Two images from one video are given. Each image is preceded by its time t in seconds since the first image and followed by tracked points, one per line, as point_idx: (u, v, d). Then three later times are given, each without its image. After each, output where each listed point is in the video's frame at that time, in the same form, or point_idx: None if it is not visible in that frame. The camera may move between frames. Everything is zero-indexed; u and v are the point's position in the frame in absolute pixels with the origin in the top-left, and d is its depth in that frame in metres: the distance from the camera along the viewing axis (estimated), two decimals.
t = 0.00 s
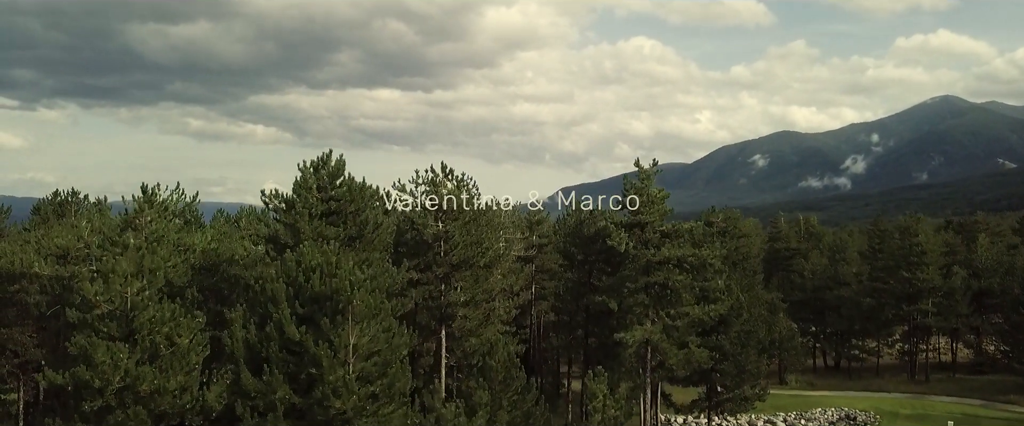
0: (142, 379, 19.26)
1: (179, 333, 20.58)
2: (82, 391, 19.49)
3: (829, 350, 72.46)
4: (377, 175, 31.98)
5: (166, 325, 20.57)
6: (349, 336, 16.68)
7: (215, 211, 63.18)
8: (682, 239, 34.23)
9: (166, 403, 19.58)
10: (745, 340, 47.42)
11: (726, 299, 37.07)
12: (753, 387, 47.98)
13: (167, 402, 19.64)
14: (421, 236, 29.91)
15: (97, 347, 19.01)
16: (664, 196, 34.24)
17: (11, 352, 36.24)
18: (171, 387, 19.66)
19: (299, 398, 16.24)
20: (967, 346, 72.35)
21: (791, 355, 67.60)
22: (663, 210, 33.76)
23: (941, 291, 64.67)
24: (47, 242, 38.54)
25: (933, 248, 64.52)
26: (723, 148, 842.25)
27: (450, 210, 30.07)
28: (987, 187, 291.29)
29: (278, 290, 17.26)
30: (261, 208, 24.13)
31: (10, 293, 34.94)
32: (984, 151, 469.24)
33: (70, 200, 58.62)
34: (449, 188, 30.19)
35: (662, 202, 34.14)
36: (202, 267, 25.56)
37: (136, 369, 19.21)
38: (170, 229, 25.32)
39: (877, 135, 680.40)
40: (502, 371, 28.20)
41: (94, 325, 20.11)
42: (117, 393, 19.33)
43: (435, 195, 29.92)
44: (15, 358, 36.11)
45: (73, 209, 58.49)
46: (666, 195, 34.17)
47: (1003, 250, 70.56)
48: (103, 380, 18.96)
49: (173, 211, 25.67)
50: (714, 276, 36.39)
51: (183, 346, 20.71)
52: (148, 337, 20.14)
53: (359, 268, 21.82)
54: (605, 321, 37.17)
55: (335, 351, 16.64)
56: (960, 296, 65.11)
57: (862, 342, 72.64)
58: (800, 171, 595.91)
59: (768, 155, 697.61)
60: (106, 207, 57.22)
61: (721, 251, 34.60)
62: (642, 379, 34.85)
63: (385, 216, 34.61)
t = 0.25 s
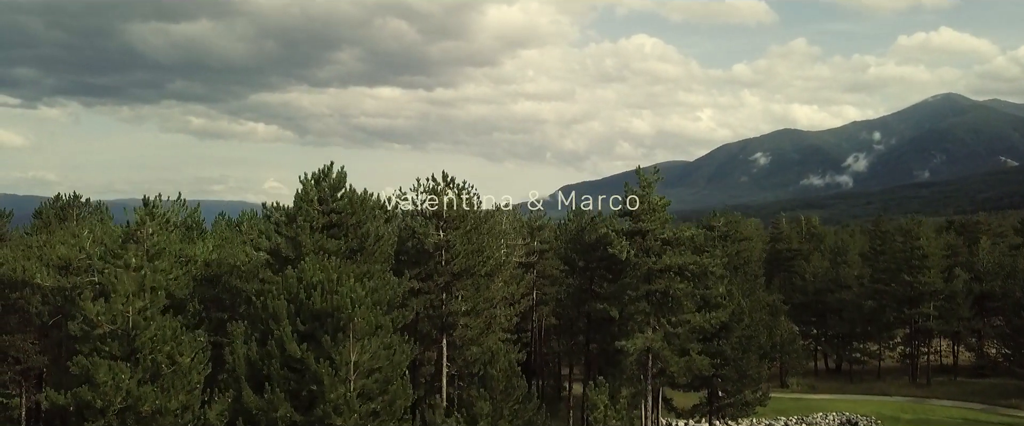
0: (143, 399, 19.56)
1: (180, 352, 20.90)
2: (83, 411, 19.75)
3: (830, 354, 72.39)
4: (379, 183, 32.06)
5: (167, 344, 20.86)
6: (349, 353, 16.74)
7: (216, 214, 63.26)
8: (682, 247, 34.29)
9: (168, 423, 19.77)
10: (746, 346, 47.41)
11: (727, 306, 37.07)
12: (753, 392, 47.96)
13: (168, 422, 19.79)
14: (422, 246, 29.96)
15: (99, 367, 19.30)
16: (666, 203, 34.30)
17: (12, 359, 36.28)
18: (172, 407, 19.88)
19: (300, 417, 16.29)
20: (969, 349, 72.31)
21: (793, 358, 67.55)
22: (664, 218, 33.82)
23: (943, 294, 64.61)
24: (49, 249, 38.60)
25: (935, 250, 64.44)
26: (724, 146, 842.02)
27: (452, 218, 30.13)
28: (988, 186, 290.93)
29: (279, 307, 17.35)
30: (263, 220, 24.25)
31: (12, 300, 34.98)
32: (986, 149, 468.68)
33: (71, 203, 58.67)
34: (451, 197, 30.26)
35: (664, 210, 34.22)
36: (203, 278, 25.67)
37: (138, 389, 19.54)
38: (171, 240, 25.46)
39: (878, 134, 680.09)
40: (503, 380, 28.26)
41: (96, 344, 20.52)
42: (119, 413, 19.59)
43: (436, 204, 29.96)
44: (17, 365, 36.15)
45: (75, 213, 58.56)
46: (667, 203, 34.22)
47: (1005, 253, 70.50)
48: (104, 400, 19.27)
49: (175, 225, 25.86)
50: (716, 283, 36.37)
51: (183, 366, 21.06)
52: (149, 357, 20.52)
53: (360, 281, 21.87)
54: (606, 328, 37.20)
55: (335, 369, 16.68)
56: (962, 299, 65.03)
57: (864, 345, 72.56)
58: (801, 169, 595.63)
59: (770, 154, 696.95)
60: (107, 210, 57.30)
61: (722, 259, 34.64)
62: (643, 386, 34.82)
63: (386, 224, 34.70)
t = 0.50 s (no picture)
0: (145, 419, 19.67)
1: (182, 370, 21.07)
2: None
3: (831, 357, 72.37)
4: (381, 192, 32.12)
5: (169, 362, 21.06)
6: (351, 370, 16.85)
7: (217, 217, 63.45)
8: (683, 255, 34.32)
9: None
10: (746, 351, 47.39)
11: (728, 314, 37.08)
12: (754, 398, 47.94)
13: None
14: (423, 254, 29.98)
15: (101, 387, 19.45)
16: (666, 211, 34.38)
17: (15, 366, 36.40)
18: None
19: None
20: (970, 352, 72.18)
21: (793, 361, 67.55)
22: (665, 226, 33.90)
23: (944, 298, 64.50)
24: (50, 256, 38.73)
25: (936, 254, 64.32)
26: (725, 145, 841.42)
27: (453, 227, 30.19)
28: (990, 184, 290.56)
29: (281, 324, 17.47)
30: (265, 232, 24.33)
31: (14, 307, 35.10)
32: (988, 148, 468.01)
33: (73, 207, 58.85)
34: (452, 207, 30.31)
35: (665, 218, 34.30)
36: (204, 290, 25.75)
37: (139, 409, 19.67)
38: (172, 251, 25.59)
39: (880, 132, 679.37)
40: (504, 390, 28.32)
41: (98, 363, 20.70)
42: None
43: (438, 213, 30.05)
44: (19, 371, 36.27)
45: (76, 217, 58.74)
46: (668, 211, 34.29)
47: (1006, 256, 70.34)
48: (106, 420, 19.38)
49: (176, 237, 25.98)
50: (717, 290, 36.37)
51: (184, 385, 21.16)
52: (151, 376, 20.71)
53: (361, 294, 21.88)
54: (606, 335, 37.20)
55: (336, 386, 16.76)
56: (963, 302, 64.91)
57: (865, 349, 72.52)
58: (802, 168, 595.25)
59: (771, 152, 696.57)
60: (109, 215, 57.53)
61: (724, 266, 34.65)
62: (644, 394, 34.82)
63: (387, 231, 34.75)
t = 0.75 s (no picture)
0: None
1: (184, 393, 20.97)
2: None
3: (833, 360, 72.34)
4: (382, 202, 32.22)
5: (171, 384, 21.06)
6: (352, 390, 17.20)
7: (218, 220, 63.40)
8: (684, 264, 34.41)
9: None
10: (748, 356, 47.32)
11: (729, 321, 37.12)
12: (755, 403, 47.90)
13: None
14: (425, 265, 30.08)
15: (104, 410, 19.53)
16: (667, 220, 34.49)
17: (18, 373, 36.47)
18: None
19: None
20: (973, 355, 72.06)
21: (795, 365, 67.51)
22: (666, 236, 34.02)
23: (946, 302, 64.34)
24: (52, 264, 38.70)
25: (938, 258, 64.14)
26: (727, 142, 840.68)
27: (454, 238, 30.28)
28: (993, 182, 290.01)
29: (283, 344, 17.84)
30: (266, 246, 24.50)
31: (16, 315, 35.12)
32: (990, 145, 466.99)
33: (74, 212, 58.72)
34: (453, 217, 30.39)
35: (665, 228, 34.42)
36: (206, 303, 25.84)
37: None
38: (172, 263, 25.73)
39: (882, 130, 678.44)
40: (505, 400, 28.26)
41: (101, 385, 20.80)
42: None
43: (439, 224, 30.17)
44: (22, 379, 36.31)
45: (77, 221, 58.63)
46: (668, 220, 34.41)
47: (1009, 260, 70.15)
48: None
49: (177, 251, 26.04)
50: (718, 299, 36.39)
51: (188, 407, 20.96)
52: (153, 396, 20.77)
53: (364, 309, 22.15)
54: (608, 344, 37.24)
55: (338, 407, 16.99)
56: (965, 306, 64.76)
57: (867, 352, 72.47)
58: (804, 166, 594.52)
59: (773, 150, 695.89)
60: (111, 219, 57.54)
61: (724, 275, 34.72)
62: (645, 402, 34.87)
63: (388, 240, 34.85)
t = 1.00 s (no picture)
0: None
1: (186, 411, 20.83)
2: None
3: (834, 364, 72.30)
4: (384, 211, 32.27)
5: (173, 403, 21.00)
6: (353, 407, 17.52)
7: (220, 223, 63.38)
8: (685, 272, 34.48)
9: None
10: (749, 362, 47.26)
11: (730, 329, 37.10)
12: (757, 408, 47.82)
13: None
14: (426, 275, 30.07)
15: None
16: (668, 229, 34.65)
17: (20, 380, 36.55)
18: None
19: None
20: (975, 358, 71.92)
21: (796, 368, 67.47)
22: (667, 244, 34.10)
23: (948, 305, 64.23)
24: (53, 271, 38.69)
25: (939, 261, 64.02)
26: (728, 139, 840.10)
27: (456, 248, 30.31)
28: (996, 179, 289.34)
29: (284, 361, 18.17)
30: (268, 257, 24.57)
31: (19, 322, 35.13)
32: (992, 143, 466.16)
33: (76, 215, 58.70)
34: (455, 227, 30.42)
35: (666, 236, 34.55)
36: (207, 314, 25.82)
37: None
38: (174, 275, 25.79)
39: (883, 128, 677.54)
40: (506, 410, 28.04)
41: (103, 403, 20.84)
42: None
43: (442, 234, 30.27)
44: (24, 386, 36.37)
45: (80, 225, 58.63)
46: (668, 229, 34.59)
47: (1011, 262, 69.92)
48: None
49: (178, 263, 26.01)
50: (719, 306, 36.39)
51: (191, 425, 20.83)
52: (155, 414, 20.76)
53: (365, 322, 22.30)
54: (609, 351, 37.24)
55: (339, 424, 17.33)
56: (966, 309, 64.65)
57: (868, 356, 72.40)
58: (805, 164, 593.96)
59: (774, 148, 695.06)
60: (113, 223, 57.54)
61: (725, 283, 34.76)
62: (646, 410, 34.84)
63: (389, 248, 34.84)
